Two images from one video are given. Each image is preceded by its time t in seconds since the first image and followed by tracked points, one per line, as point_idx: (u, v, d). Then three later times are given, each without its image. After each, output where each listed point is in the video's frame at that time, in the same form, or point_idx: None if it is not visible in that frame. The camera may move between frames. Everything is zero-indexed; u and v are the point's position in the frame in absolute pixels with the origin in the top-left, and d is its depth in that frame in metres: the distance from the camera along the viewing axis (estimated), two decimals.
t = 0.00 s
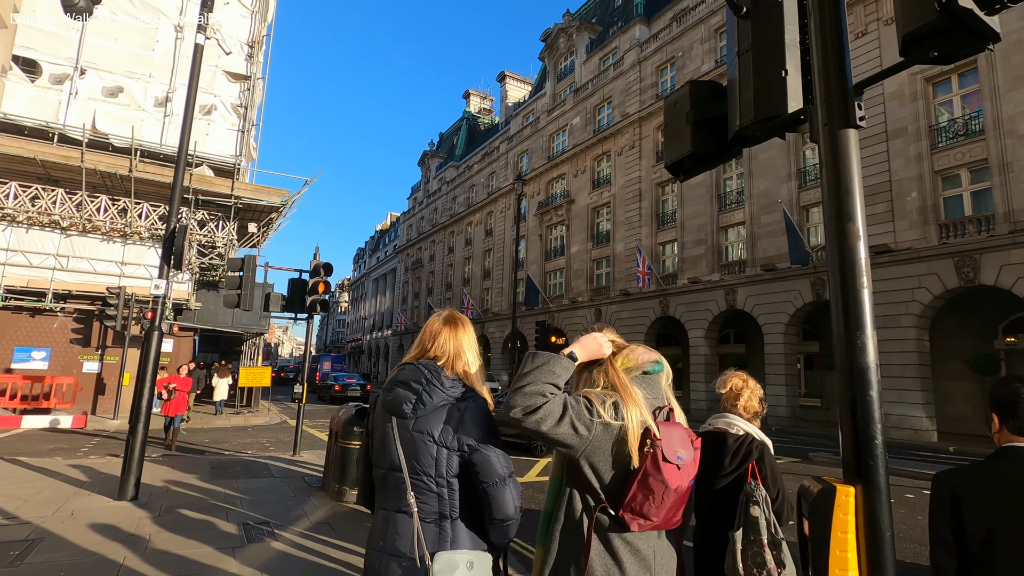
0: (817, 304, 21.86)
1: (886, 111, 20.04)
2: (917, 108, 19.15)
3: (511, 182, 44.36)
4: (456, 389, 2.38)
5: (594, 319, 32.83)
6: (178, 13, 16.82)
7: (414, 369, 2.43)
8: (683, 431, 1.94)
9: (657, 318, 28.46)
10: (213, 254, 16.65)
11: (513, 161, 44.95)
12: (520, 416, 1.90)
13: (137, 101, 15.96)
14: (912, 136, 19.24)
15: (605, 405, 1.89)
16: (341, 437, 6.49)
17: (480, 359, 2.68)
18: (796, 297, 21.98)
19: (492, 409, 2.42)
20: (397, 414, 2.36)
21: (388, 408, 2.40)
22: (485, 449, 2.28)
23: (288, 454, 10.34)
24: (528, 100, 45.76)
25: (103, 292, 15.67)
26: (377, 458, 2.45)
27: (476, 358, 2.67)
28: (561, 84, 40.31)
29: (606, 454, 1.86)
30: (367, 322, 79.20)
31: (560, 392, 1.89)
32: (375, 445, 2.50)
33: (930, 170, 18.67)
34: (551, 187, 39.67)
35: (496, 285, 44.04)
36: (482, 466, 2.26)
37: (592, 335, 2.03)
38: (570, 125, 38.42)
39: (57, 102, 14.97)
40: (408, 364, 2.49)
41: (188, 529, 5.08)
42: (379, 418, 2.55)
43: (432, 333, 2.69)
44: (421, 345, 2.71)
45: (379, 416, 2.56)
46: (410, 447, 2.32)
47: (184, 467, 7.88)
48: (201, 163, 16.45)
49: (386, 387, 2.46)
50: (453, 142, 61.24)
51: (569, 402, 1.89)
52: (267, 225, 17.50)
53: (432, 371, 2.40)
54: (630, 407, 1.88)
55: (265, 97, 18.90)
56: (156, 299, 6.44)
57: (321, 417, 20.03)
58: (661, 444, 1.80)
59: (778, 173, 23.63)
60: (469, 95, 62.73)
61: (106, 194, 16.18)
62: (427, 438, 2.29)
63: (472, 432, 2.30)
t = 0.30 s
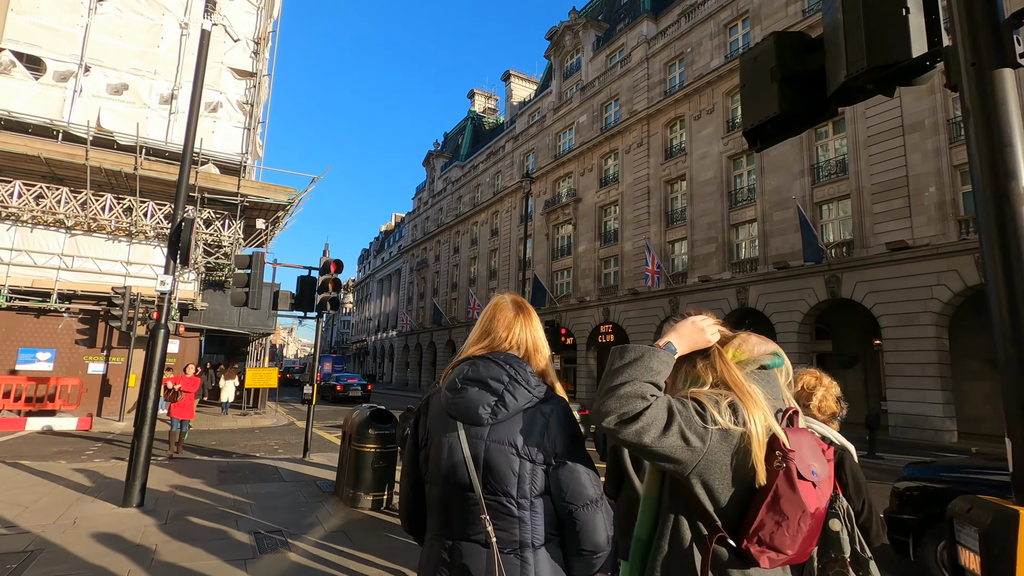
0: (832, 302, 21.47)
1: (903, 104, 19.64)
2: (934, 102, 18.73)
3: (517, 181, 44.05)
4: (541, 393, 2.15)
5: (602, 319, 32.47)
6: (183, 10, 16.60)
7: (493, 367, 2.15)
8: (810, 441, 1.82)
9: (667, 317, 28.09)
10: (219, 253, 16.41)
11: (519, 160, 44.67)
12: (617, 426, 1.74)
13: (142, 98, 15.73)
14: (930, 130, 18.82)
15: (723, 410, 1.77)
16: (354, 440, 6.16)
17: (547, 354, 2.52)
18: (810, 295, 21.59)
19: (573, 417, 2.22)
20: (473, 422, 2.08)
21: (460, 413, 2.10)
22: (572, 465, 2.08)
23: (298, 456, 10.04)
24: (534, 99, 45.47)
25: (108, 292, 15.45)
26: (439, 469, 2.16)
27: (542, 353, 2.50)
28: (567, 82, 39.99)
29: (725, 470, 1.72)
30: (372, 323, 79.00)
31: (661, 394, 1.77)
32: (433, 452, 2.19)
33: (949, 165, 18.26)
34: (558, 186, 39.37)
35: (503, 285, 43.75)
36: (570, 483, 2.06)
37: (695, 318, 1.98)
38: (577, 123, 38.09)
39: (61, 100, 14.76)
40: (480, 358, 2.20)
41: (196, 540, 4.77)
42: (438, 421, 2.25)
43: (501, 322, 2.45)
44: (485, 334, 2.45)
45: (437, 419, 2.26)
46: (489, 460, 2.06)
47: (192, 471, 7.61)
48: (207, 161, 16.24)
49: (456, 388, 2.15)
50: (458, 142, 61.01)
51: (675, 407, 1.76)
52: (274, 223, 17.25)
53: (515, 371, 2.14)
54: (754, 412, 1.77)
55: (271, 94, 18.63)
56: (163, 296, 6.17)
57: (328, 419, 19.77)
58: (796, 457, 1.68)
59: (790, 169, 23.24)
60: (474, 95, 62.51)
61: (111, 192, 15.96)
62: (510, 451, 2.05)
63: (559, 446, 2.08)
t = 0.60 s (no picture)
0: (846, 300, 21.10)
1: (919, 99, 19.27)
2: (952, 96, 18.36)
3: (523, 180, 43.74)
4: (660, 404, 1.83)
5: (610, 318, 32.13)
6: (187, 5, 16.35)
7: (600, 368, 1.84)
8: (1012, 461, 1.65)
9: (676, 316, 27.75)
10: (224, 253, 16.18)
11: (524, 159, 44.39)
12: (758, 436, 1.55)
13: (146, 95, 15.48)
14: (947, 124, 18.45)
15: (910, 427, 1.57)
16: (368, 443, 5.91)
17: (647, 352, 2.20)
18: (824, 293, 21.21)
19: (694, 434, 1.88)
20: (579, 437, 1.75)
21: (560, 424, 1.79)
22: (706, 493, 1.73)
23: (307, 460, 9.77)
24: (539, 97, 45.18)
25: (113, 293, 15.21)
26: (529, 492, 1.83)
27: (642, 351, 2.18)
28: (573, 80, 39.69)
29: (905, 502, 1.52)
30: (376, 323, 78.81)
31: (811, 401, 1.56)
32: (519, 471, 1.87)
33: (967, 160, 17.90)
34: (564, 185, 39.07)
35: (508, 285, 43.46)
36: (704, 516, 1.72)
37: (861, 308, 1.72)
38: (583, 121, 37.76)
39: (64, 97, 14.52)
40: (581, 357, 1.91)
41: (206, 552, 4.48)
42: (526, 431, 1.93)
43: (594, 314, 2.16)
44: (571, 329, 2.16)
45: (524, 430, 1.93)
46: (599, 486, 1.72)
47: (199, 476, 7.33)
48: (212, 159, 16.00)
49: (554, 395, 1.83)
50: (462, 141, 60.79)
51: (838, 420, 1.57)
52: (279, 222, 17.00)
53: (629, 375, 1.83)
54: (949, 426, 1.57)
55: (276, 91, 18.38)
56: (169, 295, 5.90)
57: (335, 420, 19.52)
58: (1015, 494, 1.49)
59: (802, 166, 22.87)
60: (478, 94, 62.28)
61: (115, 191, 15.73)
62: (622, 474, 1.71)
63: (688, 471, 1.74)
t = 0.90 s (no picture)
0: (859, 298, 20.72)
1: (934, 91, 18.86)
2: (969, 88, 17.97)
3: (527, 177, 43.41)
4: (867, 413, 1.25)
5: (616, 317, 31.81)
6: None
7: (771, 358, 1.24)
8: None
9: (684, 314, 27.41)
10: (227, 250, 15.89)
11: (528, 157, 44.01)
12: None
13: (147, 90, 15.17)
14: (964, 117, 18.05)
15: None
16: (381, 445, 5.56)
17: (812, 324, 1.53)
18: (836, 291, 20.84)
19: (926, 449, 1.30)
20: (757, 463, 1.22)
21: (726, 443, 1.24)
22: (953, 548, 1.18)
23: (314, 462, 9.46)
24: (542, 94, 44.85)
25: (114, 291, 14.91)
26: (680, 537, 1.31)
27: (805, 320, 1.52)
28: (577, 77, 39.34)
29: None
30: (379, 322, 78.68)
31: None
32: (669, 510, 1.36)
33: (985, 154, 17.51)
34: (569, 182, 38.74)
35: (512, 283, 43.13)
36: None
37: None
38: (588, 117, 37.40)
39: (63, 91, 14.21)
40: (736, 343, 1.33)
41: (209, 566, 4.15)
42: (678, 449, 1.39)
43: (721, 284, 1.60)
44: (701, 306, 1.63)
45: (672, 447, 1.41)
46: (788, 534, 1.19)
47: (203, 481, 6.99)
48: (215, 154, 15.69)
49: (708, 401, 1.28)
50: (465, 139, 60.49)
51: None
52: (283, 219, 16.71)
53: (824, 367, 1.24)
54: None
55: (279, 86, 18.07)
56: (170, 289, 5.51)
57: (340, 420, 19.24)
58: None
59: (813, 161, 22.48)
60: (481, 92, 61.93)
61: (116, 187, 15.42)
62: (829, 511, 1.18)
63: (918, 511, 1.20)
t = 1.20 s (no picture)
0: (871, 297, 20.40)
1: (949, 87, 18.56)
2: (984, 83, 17.69)
3: (530, 176, 43.10)
4: None
5: (621, 316, 31.49)
6: None
7: None
8: None
9: (690, 314, 27.09)
10: (229, 248, 15.60)
11: (531, 156, 43.67)
12: None
13: (147, 84, 14.83)
14: (979, 113, 17.76)
15: None
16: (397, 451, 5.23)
17: None
18: (848, 290, 20.53)
19: None
20: None
21: None
22: None
23: (320, 465, 9.16)
24: (546, 93, 44.58)
25: (114, 289, 14.60)
26: None
27: None
28: (581, 75, 39.06)
29: None
30: (380, 323, 78.36)
31: None
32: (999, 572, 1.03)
33: (1001, 150, 17.21)
34: (573, 181, 38.44)
35: (516, 283, 42.81)
36: None
37: None
38: (592, 115, 37.09)
39: (63, 86, 13.89)
40: None
41: None
42: (987, 481, 1.06)
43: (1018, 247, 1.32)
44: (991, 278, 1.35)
45: (984, 489, 1.06)
46: None
47: (207, 487, 6.67)
48: (217, 150, 15.39)
49: None
50: (467, 139, 60.23)
51: None
52: (286, 217, 16.40)
53: None
54: None
55: (281, 81, 17.76)
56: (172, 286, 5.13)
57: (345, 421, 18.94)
58: None
59: (824, 158, 22.14)
60: (483, 91, 61.65)
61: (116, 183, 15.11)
62: None
63: None
